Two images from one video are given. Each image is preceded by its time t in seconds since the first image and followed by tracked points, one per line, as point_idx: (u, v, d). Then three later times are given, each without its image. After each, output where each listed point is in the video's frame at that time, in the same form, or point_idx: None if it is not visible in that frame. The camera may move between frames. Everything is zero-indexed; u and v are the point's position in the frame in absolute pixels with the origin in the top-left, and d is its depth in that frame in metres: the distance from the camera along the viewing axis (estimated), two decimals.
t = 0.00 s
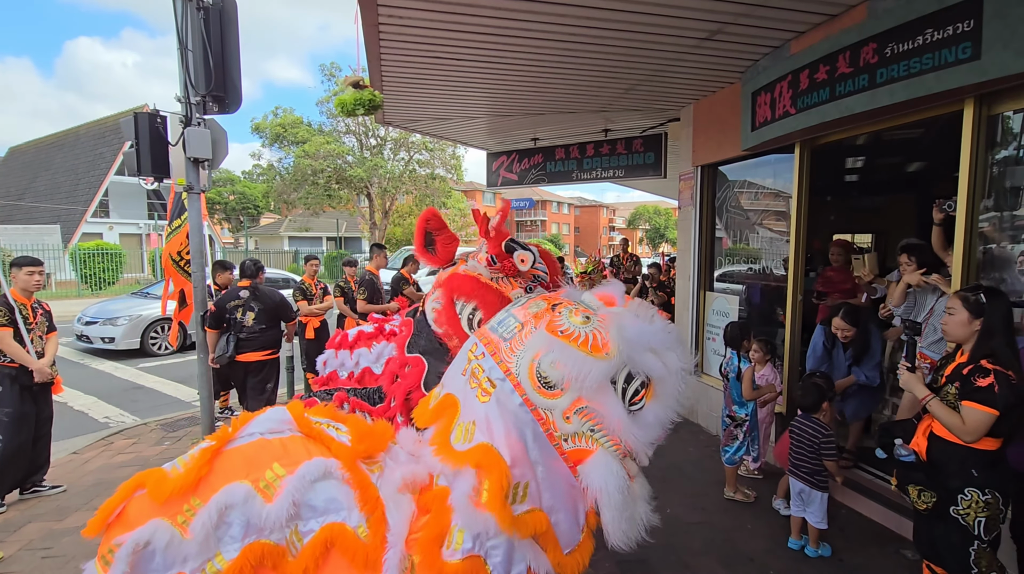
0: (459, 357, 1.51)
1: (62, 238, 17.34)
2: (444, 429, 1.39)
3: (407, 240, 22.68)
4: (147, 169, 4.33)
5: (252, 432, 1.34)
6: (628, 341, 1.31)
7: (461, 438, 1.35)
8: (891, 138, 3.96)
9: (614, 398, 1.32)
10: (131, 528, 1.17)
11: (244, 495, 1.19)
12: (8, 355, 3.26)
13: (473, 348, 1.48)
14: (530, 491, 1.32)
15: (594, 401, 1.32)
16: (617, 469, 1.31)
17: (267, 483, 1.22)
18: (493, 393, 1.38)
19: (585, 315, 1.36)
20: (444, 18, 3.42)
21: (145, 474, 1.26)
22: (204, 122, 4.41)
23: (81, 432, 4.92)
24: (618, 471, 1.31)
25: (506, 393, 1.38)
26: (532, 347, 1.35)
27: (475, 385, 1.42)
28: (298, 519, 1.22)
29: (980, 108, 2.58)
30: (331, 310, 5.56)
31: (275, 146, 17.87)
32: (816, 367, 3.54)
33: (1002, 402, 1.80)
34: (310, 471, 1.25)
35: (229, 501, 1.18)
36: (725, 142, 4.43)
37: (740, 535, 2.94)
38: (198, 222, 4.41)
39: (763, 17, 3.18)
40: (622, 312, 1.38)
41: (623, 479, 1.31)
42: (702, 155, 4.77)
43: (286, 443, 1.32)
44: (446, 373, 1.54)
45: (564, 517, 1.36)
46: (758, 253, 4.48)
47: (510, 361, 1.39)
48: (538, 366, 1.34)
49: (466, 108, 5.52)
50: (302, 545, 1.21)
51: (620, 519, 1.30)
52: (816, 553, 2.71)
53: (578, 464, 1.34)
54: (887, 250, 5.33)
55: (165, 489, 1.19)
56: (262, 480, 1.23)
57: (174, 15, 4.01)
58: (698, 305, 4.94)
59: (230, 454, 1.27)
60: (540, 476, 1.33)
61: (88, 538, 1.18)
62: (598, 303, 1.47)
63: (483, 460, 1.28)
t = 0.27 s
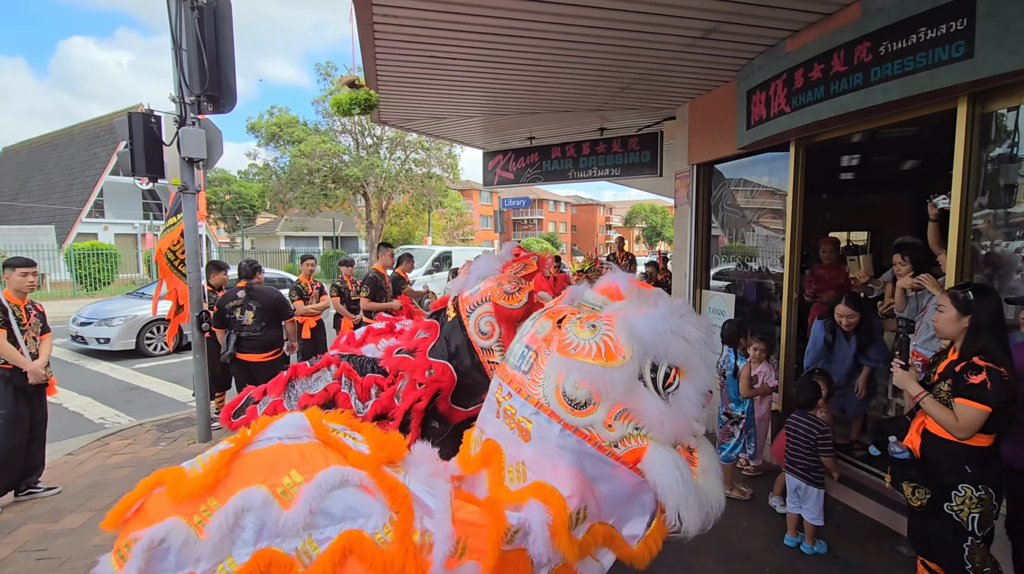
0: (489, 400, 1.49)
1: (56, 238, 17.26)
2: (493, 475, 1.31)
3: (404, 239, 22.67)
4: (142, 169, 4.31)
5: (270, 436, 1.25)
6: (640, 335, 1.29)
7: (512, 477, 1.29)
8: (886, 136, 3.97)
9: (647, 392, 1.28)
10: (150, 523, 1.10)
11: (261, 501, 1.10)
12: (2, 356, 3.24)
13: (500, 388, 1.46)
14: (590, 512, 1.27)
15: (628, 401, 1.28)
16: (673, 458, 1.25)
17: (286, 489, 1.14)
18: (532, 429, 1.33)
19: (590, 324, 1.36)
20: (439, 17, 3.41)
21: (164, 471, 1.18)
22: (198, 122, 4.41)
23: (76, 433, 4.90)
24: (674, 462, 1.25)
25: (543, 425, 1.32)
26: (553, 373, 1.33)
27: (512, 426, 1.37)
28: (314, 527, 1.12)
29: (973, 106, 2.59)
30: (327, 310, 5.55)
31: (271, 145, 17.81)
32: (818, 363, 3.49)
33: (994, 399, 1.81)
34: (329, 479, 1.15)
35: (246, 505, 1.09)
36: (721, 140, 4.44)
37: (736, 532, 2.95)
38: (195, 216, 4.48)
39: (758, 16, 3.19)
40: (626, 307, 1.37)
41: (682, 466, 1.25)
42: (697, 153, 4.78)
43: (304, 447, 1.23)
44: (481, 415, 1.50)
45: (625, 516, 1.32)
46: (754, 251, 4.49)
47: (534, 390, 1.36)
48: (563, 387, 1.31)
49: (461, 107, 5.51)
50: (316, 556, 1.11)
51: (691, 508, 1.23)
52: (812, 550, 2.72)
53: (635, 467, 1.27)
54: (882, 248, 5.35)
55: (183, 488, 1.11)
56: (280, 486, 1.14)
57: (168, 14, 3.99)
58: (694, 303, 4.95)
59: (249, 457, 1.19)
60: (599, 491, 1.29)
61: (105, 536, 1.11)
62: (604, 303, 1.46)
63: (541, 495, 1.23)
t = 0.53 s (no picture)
0: (502, 387, 1.46)
1: (51, 239, 17.19)
2: (514, 460, 1.32)
3: (401, 238, 22.64)
4: (136, 169, 4.29)
5: (277, 441, 1.27)
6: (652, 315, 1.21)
7: (527, 463, 1.29)
8: (881, 133, 3.98)
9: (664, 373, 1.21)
10: (164, 543, 1.14)
11: (278, 504, 1.13)
12: None
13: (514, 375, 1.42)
14: (608, 495, 1.26)
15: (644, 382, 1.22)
16: (695, 439, 1.20)
17: (301, 491, 1.17)
18: (549, 416, 1.30)
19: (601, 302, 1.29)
20: (434, 15, 3.39)
21: (174, 490, 1.21)
22: (193, 121, 4.38)
23: (72, 435, 4.89)
24: (695, 442, 1.20)
25: (561, 412, 1.29)
26: (569, 357, 1.29)
27: (528, 414, 1.34)
28: (334, 523, 1.17)
29: (967, 103, 2.60)
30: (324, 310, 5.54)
31: (267, 145, 17.75)
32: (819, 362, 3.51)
33: (988, 394, 1.81)
34: (343, 476, 1.18)
35: (263, 510, 1.12)
36: (717, 138, 4.44)
37: (733, 529, 2.95)
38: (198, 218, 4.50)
39: (753, 14, 3.19)
40: (637, 286, 1.28)
41: (703, 448, 1.20)
42: (694, 151, 4.78)
43: (313, 447, 1.26)
44: (495, 402, 1.48)
45: (649, 494, 1.30)
46: (750, 249, 4.50)
47: (550, 377, 1.31)
48: (578, 372, 1.27)
49: (457, 106, 5.50)
50: (340, 549, 1.16)
51: (712, 489, 1.19)
52: (808, 546, 2.73)
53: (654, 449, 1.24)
54: (879, 245, 5.36)
55: (195, 503, 1.15)
56: (295, 488, 1.18)
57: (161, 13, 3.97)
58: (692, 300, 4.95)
59: (259, 464, 1.22)
60: (616, 475, 1.26)
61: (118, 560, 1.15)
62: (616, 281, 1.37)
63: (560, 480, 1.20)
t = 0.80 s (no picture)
0: (500, 385, 1.43)
1: (45, 241, 17.10)
2: (514, 461, 1.29)
3: (398, 239, 22.63)
4: (130, 170, 4.27)
5: (299, 458, 1.11)
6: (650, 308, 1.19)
7: (529, 464, 1.26)
8: (875, 132, 3.99)
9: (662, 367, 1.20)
10: None
11: (311, 531, 0.98)
12: None
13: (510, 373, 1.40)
14: (611, 490, 1.23)
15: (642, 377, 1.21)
16: (693, 432, 1.20)
17: (332, 513, 1.03)
18: (547, 414, 1.28)
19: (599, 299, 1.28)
20: (429, 15, 3.39)
21: (180, 515, 1.00)
22: (187, 122, 4.37)
23: (66, 437, 4.86)
24: (693, 434, 1.19)
25: (559, 409, 1.27)
26: (566, 354, 1.28)
27: (527, 411, 1.32)
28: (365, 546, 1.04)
29: (960, 102, 2.62)
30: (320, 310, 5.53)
31: (262, 146, 17.69)
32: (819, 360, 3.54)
33: (979, 391, 1.82)
34: (378, 496, 1.06)
35: (296, 536, 0.97)
36: (712, 137, 4.45)
37: (730, 528, 2.96)
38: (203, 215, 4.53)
39: (747, 13, 3.19)
40: (633, 281, 1.27)
41: (701, 441, 1.19)
42: (689, 150, 4.79)
43: (340, 466, 1.11)
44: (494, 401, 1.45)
45: (653, 489, 1.27)
46: (746, 248, 4.51)
47: (547, 373, 1.30)
48: (575, 368, 1.26)
49: (453, 106, 5.50)
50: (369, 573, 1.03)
51: (710, 481, 1.18)
52: (804, 544, 2.74)
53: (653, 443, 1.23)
54: (873, 243, 5.39)
55: (212, 533, 0.96)
56: (325, 511, 1.02)
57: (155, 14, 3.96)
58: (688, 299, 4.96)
59: (282, 484, 1.05)
60: (617, 470, 1.24)
61: None
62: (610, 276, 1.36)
63: (563, 480, 1.18)
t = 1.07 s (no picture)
0: (494, 383, 1.42)
1: (38, 242, 16.98)
2: (507, 459, 1.29)
3: (393, 239, 22.60)
4: (123, 171, 4.24)
5: (316, 471, 1.06)
6: (646, 306, 1.20)
7: (524, 462, 1.25)
8: (869, 132, 4.01)
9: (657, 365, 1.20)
10: None
11: (336, 546, 0.93)
12: None
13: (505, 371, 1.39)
14: (607, 488, 1.21)
15: (637, 374, 1.21)
16: (688, 430, 1.18)
17: (355, 527, 0.98)
18: (541, 411, 1.28)
19: (595, 299, 1.27)
20: (423, 15, 3.37)
21: (190, 532, 0.92)
22: (181, 122, 4.34)
23: (58, 441, 4.82)
24: (688, 433, 1.18)
25: (554, 407, 1.26)
26: (560, 352, 1.28)
27: (520, 409, 1.31)
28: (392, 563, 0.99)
29: (953, 101, 2.63)
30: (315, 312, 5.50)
31: (256, 146, 17.61)
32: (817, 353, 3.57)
33: (975, 389, 1.83)
34: (405, 506, 1.03)
35: (321, 552, 0.92)
36: (707, 137, 4.46)
37: (726, 527, 2.96)
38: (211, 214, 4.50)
39: (741, 13, 3.20)
40: (629, 280, 1.28)
41: (696, 440, 1.18)
42: (684, 150, 4.79)
43: (359, 479, 1.07)
44: (487, 400, 1.44)
45: (648, 491, 1.24)
46: (741, 247, 4.52)
47: (542, 371, 1.30)
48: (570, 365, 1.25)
49: (448, 106, 5.49)
50: None
51: (704, 480, 1.17)
52: (800, 543, 2.74)
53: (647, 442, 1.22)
54: (867, 242, 5.41)
55: (229, 554, 0.89)
56: (348, 526, 0.98)
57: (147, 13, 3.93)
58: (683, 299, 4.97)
59: (301, 498, 1.00)
60: (613, 468, 1.22)
61: None
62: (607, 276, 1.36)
63: (558, 477, 1.18)
